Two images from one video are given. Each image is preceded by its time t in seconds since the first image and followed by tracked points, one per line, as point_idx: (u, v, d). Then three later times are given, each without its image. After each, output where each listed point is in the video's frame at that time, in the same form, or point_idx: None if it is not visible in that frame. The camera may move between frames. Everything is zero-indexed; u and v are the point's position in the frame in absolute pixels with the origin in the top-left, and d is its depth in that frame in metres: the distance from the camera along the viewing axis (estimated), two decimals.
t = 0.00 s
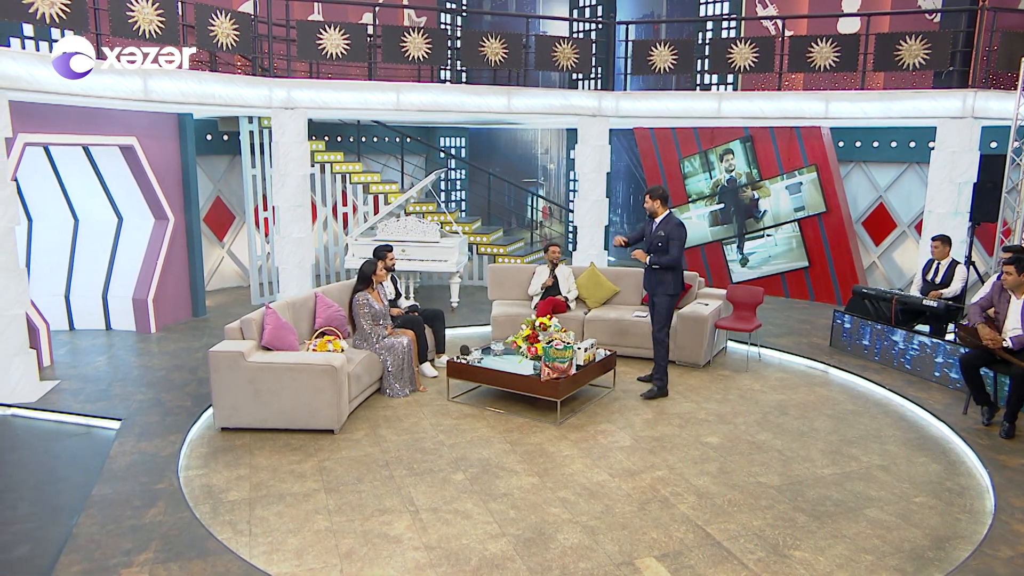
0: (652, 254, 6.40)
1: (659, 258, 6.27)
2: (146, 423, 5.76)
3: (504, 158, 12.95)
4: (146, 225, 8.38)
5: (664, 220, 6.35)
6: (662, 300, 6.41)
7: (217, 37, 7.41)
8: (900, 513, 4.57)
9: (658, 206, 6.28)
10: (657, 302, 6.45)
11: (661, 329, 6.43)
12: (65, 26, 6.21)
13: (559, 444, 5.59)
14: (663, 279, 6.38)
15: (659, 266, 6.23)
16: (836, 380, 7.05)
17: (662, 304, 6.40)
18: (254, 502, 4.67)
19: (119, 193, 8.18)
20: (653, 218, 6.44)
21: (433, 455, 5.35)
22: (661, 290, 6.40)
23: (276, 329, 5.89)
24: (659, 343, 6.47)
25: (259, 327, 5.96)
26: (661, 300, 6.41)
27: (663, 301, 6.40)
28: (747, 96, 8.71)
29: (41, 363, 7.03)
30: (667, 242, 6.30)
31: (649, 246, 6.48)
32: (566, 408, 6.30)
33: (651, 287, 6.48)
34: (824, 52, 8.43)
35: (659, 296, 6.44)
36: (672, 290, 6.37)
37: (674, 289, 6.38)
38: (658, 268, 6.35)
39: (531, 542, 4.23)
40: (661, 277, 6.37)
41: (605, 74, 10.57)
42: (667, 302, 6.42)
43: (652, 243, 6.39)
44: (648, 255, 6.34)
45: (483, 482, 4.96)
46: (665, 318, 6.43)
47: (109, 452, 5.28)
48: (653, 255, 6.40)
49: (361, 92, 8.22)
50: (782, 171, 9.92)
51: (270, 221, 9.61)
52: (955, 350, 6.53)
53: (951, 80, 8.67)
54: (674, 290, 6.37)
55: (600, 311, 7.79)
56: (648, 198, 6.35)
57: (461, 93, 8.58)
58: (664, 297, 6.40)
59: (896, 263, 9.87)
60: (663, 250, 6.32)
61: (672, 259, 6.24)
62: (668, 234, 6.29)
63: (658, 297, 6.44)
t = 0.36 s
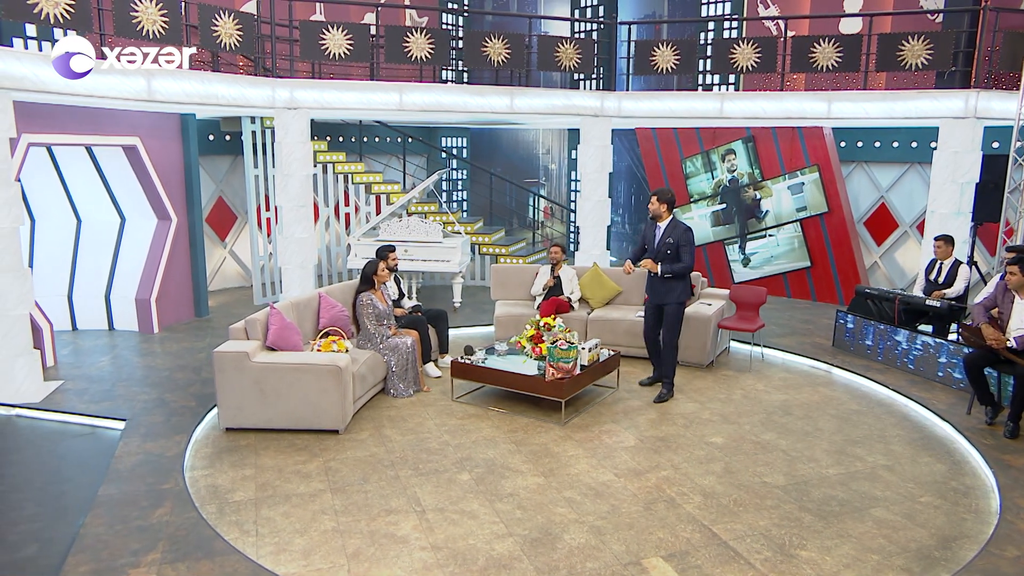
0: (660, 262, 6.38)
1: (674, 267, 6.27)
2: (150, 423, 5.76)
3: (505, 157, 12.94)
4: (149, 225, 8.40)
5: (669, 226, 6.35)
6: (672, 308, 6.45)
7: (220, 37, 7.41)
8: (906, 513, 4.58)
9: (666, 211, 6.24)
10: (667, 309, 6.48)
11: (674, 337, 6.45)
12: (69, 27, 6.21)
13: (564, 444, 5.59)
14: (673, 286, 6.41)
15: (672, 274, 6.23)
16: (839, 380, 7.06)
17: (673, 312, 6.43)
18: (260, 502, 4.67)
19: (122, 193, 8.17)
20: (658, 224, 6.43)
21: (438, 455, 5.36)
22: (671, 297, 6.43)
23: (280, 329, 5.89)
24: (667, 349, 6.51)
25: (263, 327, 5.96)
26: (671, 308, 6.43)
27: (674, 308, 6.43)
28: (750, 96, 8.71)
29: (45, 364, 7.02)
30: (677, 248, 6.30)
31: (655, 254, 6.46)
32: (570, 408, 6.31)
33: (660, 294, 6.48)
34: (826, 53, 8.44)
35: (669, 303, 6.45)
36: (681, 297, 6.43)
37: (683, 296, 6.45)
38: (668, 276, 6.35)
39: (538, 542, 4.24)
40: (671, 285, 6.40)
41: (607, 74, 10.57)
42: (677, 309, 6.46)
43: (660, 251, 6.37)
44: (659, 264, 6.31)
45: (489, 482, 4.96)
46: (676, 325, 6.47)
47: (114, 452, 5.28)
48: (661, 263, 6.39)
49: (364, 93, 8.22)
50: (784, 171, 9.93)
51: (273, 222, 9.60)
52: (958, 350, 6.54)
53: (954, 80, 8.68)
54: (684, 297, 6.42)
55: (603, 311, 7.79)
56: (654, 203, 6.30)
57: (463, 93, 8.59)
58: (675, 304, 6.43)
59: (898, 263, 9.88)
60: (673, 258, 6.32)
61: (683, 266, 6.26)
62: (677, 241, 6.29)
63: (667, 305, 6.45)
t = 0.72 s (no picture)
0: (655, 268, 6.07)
1: (667, 271, 5.94)
2: (154, 423, 5.76)
3: (507, 157, 12.95)
4: (152, 225, 8.40)
5: (665, 230, 6.08)
6: (668, 316, 6.09)
7: (223, 37, 7.41)
8: (911, 513, 4.59)
9: (660, 214, 5.98)
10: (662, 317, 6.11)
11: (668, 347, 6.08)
12: (73, 27, 6.21)
13: (569, 444, 5.60)
14: (669, 293, 6.06)
15: (666, 279, 5.89)
16: (842, 380, 7.06)
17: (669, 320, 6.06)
18: (265, 502, 4.68)
19: (125, 193, 8.17)
20: (653, 229, 6.16)
21: (442, 455, 5.36)
22: (667, 305, 6.06)
23: (284, 330, 5.89)
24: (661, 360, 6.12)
25: (268, 327, 5.96)
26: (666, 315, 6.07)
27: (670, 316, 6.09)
28: (751, 97, 8.72)
29: (48, 364, 7.02)
30: (672, 253, 5.99)
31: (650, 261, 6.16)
32: (574, 408, 6.31)
33: (655, 302, 6.08)
34: (828, 53, 8.44)
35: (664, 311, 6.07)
36: (678, 304, 6.08)
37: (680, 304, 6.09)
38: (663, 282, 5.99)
39: (545, 542, 4.24)
40: (667, 291, 6.04)
41: (609, 74, 10.58)
42: (673, 317, 6.11)
43: (655, 256, 6.07)
44: (653, 269, 5.98)
45: (494, 482, 4.96)
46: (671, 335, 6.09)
47: (119, 452, 5.28)
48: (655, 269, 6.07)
49: (367, 92, 8.23)
50: (785, 171, 9.95)
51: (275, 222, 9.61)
52: (961, 350, 6.54)
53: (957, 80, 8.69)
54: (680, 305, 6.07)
55: (606, 311, 7.79)
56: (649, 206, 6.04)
57: (466, 93, 8.60)
58: (671, 312, 6.08)
59: (900, 263, 9.88)
60: (668, 263, 6.01)
61: (678, 271, 5.94)
62: (672, 246, 6.00)
63: (663, 313, 6.07)
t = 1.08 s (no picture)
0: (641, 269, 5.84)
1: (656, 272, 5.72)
2: (159, 423, 5.76)
3: (508, 157, 12.95)
4: (154, 225, 8.39)
5: (651, 230, 5.85)
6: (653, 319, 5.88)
7: (226, 37, 7.41)
8: (916, 512, 4.59)
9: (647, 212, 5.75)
10: (648, 321, 5.90)
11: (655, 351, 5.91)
12: (77, 27, 6.21)
13: (573, 444, 5.60)
14: (656, 295, 5.84)
15: (655, 280, 5.68)
16: (845, 380, 7.07)
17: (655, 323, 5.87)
18: (271, 502, 4.68)
19: (127, 193, 8.17)
20: (638, 228, 5.91)
21: (447, 455, 5.36)
22: (654, 308, 5.86)
23: (289, 330, 5.88)
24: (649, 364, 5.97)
25: (272, 327, 5.96)
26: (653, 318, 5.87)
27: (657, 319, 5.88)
28: (754, 96, 8.72)
29: (52, 364, 7.03)
30: (660, 252, 5.77)
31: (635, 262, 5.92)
32: (578, 408, 6.32)
33: (642, 305, 5.88)
34: (831, 53, 8.44)
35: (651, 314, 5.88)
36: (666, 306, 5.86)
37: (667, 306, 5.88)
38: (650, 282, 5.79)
39: (551, 542, 4.25)
40: (654, 294, 5.83)
41: (611, 74, 10.58)
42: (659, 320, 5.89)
43: (641, 256, 5.83)
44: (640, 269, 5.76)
45: (500, 482, 4.97)
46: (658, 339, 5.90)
47: (124, 452, 5.28)
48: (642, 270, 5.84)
49: (369, 93, 8.22)
50: (787, 171, 9.96)
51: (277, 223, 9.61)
52: (965, 350, 6.55)
53: (959, 80, 8.70)
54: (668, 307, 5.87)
55: (609, 311, 7.80)
56: (635, 204, 5.76)
57: (469, 93, 8.60)
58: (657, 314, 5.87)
59: (901, 263, 9.90)
60: (656, 263, 5.79)
61: (667, 271, 5.72)
62: (660, 245, 5.78)
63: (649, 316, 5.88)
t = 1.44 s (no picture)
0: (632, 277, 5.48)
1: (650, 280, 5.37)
2: (164, 423, 5.76)
3: (510, 157, 12.95)
4: (157, 224, 8.39)
5: (643, 237, 5.50)
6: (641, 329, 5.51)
7: (230, 37, 7.41)
8: (922, 511, 4.60)
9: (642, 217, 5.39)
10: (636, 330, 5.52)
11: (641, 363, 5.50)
12: (82, 27, 6.21)
13: (579, 443, 5.60)
14: (646, 304, 5.48)
15: (650, 287, 5.32)
16: (848, 380, 7.07)
17: (644, 334, 5.50)
18: (278, 501, 4.68)
19: (130, 193, 8.17)
20: (630, 234, 5.55)
21: (454, 455, 5.36)
22: (643, 317, 5.50)
23: (294, 329, 5.89)
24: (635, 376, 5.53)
25: (277, 327, 5.96)
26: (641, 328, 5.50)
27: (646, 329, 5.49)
28: (757, 96, 8.72)
29: (56, 364, 7.03)
30: (654, 261, 5.43)
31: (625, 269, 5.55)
32: (583, 408, 6.33)
33: (631, 313, 5.51)
34: (833, 53, 8.45)
35: (640, 323, 5.51)
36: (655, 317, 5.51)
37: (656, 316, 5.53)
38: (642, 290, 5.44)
39: (559, 541, 4.25)
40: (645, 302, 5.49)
41: (613, 74, 10.58)
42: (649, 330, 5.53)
43: (634, 263, 5.48)
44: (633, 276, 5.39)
45: (506, 481, 4.97)
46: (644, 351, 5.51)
47: (129, 452, 5.28)
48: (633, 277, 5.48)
49: (373, 92, 8.22)
50: (790, 171, 9.96)
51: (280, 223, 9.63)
52: (968, 350, 6.56)
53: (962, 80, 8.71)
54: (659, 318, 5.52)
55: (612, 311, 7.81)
56: (628, 208, 5.38)
57: (472, 93, 8.60)
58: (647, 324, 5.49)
59: (903, 263, 9.91)
60: (649, 271, 5.45)
61: (661, 280, 5.38)
62: (654, 253, 5.44)
63: (638, 326, 5.51)
